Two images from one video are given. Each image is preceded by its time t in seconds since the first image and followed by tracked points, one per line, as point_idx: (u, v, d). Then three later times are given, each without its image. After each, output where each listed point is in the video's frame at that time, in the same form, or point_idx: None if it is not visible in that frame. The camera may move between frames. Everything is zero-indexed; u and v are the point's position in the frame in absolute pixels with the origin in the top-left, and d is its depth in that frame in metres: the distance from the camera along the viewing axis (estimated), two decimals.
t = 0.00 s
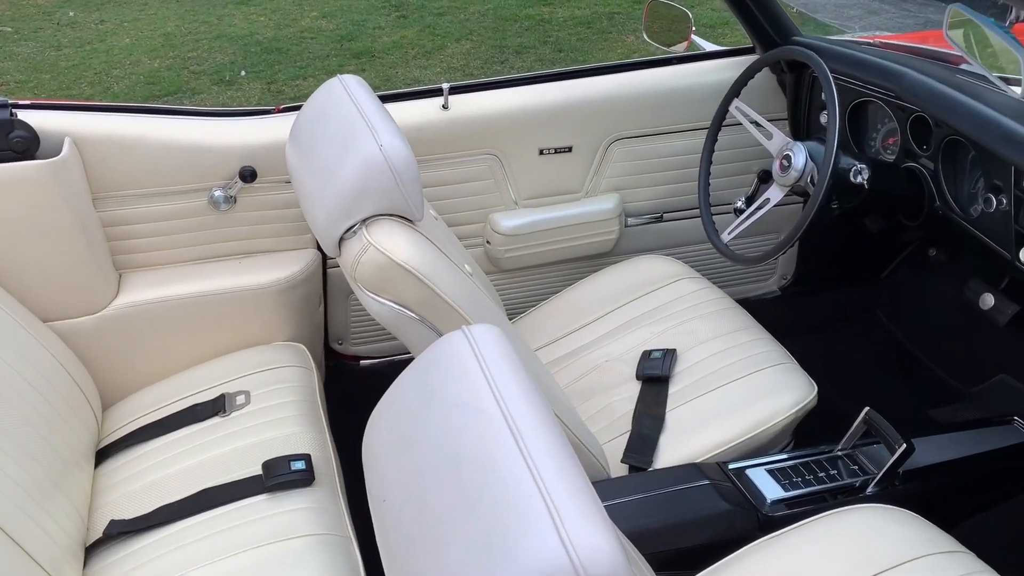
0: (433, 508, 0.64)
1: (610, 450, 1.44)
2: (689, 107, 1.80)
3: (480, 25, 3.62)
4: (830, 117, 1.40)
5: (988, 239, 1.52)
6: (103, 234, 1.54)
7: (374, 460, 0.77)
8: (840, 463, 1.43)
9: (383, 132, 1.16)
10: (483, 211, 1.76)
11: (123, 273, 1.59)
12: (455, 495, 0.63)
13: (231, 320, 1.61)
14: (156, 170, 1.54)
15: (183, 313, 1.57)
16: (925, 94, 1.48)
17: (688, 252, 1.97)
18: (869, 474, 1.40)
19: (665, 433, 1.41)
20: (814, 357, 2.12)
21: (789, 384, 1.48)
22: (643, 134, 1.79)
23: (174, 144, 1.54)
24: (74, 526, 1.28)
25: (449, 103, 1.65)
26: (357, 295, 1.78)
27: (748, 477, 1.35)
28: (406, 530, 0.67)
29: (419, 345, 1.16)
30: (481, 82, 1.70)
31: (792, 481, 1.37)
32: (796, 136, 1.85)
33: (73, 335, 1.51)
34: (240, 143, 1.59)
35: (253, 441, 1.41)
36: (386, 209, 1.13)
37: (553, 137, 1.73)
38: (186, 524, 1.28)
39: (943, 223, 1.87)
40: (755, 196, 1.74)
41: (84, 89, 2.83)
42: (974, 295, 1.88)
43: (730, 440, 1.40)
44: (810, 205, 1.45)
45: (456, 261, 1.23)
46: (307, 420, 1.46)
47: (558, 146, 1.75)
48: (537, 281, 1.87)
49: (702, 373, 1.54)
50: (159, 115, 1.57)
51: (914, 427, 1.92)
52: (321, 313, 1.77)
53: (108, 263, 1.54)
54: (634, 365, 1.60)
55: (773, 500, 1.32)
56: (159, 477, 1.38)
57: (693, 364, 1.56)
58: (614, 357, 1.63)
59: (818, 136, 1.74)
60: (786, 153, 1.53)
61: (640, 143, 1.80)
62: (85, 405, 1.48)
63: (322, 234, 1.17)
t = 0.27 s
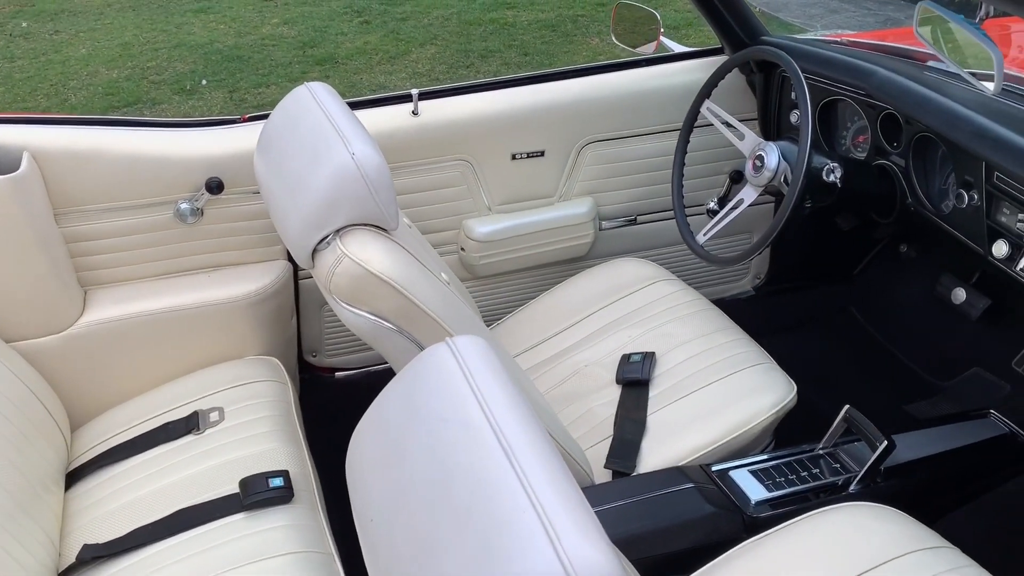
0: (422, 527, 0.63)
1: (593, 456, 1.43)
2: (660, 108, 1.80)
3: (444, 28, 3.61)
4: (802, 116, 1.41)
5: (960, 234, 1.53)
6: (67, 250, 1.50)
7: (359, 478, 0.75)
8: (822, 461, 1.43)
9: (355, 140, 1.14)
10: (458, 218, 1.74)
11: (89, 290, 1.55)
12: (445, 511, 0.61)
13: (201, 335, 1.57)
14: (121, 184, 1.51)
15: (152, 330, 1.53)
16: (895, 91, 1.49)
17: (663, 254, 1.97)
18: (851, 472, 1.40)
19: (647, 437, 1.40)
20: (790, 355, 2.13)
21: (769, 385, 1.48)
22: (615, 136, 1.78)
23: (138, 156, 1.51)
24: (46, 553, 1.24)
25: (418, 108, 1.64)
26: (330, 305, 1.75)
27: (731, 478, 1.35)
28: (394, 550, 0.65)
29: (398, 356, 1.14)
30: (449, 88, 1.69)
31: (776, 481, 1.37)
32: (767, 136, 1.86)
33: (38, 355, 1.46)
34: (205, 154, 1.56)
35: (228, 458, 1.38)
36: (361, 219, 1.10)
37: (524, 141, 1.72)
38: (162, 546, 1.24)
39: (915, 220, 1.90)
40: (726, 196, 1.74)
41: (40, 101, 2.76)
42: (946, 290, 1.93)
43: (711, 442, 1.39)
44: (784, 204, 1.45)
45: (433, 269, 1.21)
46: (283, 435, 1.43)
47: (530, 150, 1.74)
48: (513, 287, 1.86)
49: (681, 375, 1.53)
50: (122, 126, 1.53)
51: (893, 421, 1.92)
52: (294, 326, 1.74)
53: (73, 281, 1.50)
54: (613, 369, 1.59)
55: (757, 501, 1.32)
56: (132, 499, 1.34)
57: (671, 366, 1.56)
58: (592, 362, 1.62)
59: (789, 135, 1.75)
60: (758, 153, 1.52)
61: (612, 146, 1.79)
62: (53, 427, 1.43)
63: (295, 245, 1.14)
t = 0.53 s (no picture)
0: (422, 545, 0.61)
1: (573, 460, 1.42)
2: (628, 109, 1.80)
3: (400, 33, 3.40)
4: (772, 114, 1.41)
5: (927, 227, 1.55)
6: (28, 267, 1.45)
7: (349, 495, 0.73)
8: (799, 458, 1.44)
9: (328, 148, 1.12)
10: (426, 223, 1.73)
11: (51, 307, 1.50)
12: (445, 528, 0.60)
13: (168, 351, 1.53)
14: (83, 197, 1.47)
15: (118, 346, 1.49)
16: (862, 86, 1.50)
17: (633, 255, 1.97)
18: (829, 468, 1.41)
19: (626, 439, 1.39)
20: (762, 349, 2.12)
21: (746, 382, 1.49)
22: (584, 137, 1.79)
23: (101, 169, 1.47)
24: None
25: (387, 115, 1.63)
26: (299, 315, 1.73)
27: (711, 478, 1.34)
28: (392, 570, 0.63)
29: (376, 365, 1.13)
30: (417, 93, 1.69)
31: (755, 479, 1.37)
32: (733, 135, 1.87)
33: None
34: (170, 165, 1.52)
35: (201, 477, 1.34)
36: (335, 228, 1.09)
37: (493, 145, 1.72)
38: (135, 569, 1.19)
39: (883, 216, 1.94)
40: (693, 196, 1.76)
41: None
42: (912, 282, 1.96)
43: (691, 441, 1.39)
44: (757, 201, 1.46)
45: (409, 277, 1.20)
46: (256, 450, 1.40)
47: (500, 154, 1.73)
48: (484, 292, 1.84)
49: (658, 376, 1.53)
50: (83, 138, 1.49)
51: (866, 414, 1.92)
52: (263, 337, 1.70)
53: (35, 298, 1.44)
54: (588, 372, 1.58)
55: (739, 501, 1.31)
56: (102, 521, 1.28)
57: (647, 367, 1.55)
58: (567, 366, 1.61)
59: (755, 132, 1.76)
60: (728, 152, 1.52)
61: (581, 148, 1.80)
62: (17, 450, 1.37)
63: (268, 256, 1.12)
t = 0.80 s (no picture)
0: (422, 560, 0.60)
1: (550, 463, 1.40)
2: (594, 109, 1.82)
3: (355, 38, 2.84)
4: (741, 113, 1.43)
5: (894, 219, 1.58)
6: None
7: (339, 511, 0.71)
8: (775, 454, 1.44)
9: (300, 154, 1.11)
10: (394, 228, 1.72)
11: (9, 324, 1.45)
12: (446, 542, 0.59)
13: (129, 366, 1.48)
14: (42, 209, 1.43)
15: (81, 361, 1.44)
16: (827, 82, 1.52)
17: (599, 254, 1.98)
18: (806, 463, 1.42)
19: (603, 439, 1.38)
20: (735, 343, 2.11)
21: (720, 378, 1.49)
22: (550, 138, 1.80)
23: (61, 179, 1.44)
24: None
25: (352, 119, 1.62)
26: (266, 323, 1.69)
27: (689, 477, 1.34)
28: None
29: (353, 375, 1.12)
30: (382, 97, 1.68)
31: (733, 477, 1.37)
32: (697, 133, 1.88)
33: None
34: (133, 175, 1.49)
35: (172, 493, 1.28)
36: (310, 234, 1.08)
37: (460, 148, 1.72)
38: None
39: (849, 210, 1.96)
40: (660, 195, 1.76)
41: None
42: (876, 273, 2.00)
43: (668, 439, 1.39)
44: (728, 198, 1.47)
45: (383, 283, 1.18)
46: (229, 464, 1.35)
47: (467, 156, 1.74)
48: (453, 296, 1.83)
49: (632, 376, 1.52)
50: (42, 149, 1.46)
51: (837, 407, 1.91)
52: (229, 348, 1.66)
53: None
54: (561, 374, 1.56)
55: (717, 499, 1.31)
56: (69, 544, 1.21)
57: (620, 366, 1.55)
58: (541, 368, 1.59)
59: (720, 129, 1.76)
60: (696, 150, 1.53)
61: (547, 149, 1.81)
62: None
63: (241, 266, 1.10)
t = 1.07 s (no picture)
0: None
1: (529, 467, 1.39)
2: (561, 109, 1.84)
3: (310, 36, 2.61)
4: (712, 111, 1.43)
5: (861, 213, 1.61)
6: None
7: (326, 525, 0.69)
8: (751, 449, 1.45)
9: (268, 161, 1.08)
10: (363, 232, 1.71)
11: None
12: (443, 557, 0.58)
13: (95, 380, 1.45)
14: None
15: (44, 377, 1.39)
16: (791, 79, 1.53)
17: (568, 254, 1.99)
18: (782, 457, 1.43)
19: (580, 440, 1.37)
20: (706, 339, 2.11)
21: (695, 374, 1.50)
22: (517, 139, 1.80)
23: (19, 190, 1.40)
24: None
25: (316, 122, 1.60)
26: (235, 333, 1.66)
27: (668, 475, 1.34)
28: None
29: (329, 384, 1.10)
30: (347, 99, 1.66)
31: (711, 473, 1.38)
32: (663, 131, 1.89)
33: None
34: (94, 185, 1.46)
35: (143, 511, 1.24)
36: (281, 243, 1.06)
37: (428, 151, 1.72)
38: None
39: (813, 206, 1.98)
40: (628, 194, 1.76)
41: None
42: (842, 268, 2.02)
43: (647, 438, 1.39)
44: (699, 196, 1.47)
45: (355, 290, 1.16)
46: (202, 478, 1.32)
47: (435, 159, 1.73)
48: (423, 300, 1.81)
49: (607, 376, 1.52)
50: None
51: (808, 400, 1.92)
52: (196, 359, 1.62)
53: None
54: (536, 376, 1.55)
55: (697, 496, 1.32)
56: (36, 566, 1.17)
57: (595, 366, 1.55)
58: (515, 370, 1.58)
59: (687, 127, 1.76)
60: (666, 148, 1.53)
61: (515, 150, 1.81)
62: None
63: (211, 276, 1.08)
